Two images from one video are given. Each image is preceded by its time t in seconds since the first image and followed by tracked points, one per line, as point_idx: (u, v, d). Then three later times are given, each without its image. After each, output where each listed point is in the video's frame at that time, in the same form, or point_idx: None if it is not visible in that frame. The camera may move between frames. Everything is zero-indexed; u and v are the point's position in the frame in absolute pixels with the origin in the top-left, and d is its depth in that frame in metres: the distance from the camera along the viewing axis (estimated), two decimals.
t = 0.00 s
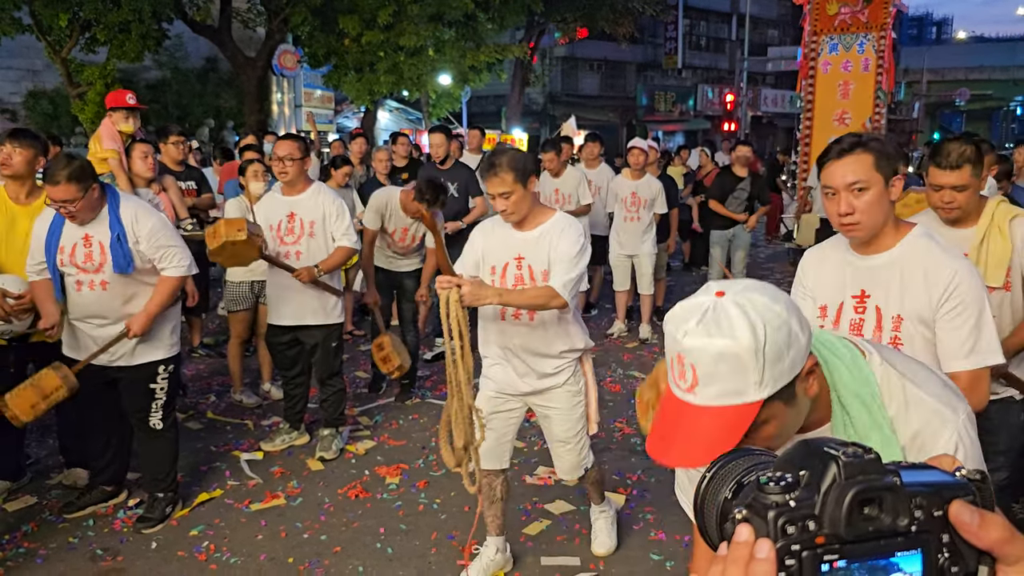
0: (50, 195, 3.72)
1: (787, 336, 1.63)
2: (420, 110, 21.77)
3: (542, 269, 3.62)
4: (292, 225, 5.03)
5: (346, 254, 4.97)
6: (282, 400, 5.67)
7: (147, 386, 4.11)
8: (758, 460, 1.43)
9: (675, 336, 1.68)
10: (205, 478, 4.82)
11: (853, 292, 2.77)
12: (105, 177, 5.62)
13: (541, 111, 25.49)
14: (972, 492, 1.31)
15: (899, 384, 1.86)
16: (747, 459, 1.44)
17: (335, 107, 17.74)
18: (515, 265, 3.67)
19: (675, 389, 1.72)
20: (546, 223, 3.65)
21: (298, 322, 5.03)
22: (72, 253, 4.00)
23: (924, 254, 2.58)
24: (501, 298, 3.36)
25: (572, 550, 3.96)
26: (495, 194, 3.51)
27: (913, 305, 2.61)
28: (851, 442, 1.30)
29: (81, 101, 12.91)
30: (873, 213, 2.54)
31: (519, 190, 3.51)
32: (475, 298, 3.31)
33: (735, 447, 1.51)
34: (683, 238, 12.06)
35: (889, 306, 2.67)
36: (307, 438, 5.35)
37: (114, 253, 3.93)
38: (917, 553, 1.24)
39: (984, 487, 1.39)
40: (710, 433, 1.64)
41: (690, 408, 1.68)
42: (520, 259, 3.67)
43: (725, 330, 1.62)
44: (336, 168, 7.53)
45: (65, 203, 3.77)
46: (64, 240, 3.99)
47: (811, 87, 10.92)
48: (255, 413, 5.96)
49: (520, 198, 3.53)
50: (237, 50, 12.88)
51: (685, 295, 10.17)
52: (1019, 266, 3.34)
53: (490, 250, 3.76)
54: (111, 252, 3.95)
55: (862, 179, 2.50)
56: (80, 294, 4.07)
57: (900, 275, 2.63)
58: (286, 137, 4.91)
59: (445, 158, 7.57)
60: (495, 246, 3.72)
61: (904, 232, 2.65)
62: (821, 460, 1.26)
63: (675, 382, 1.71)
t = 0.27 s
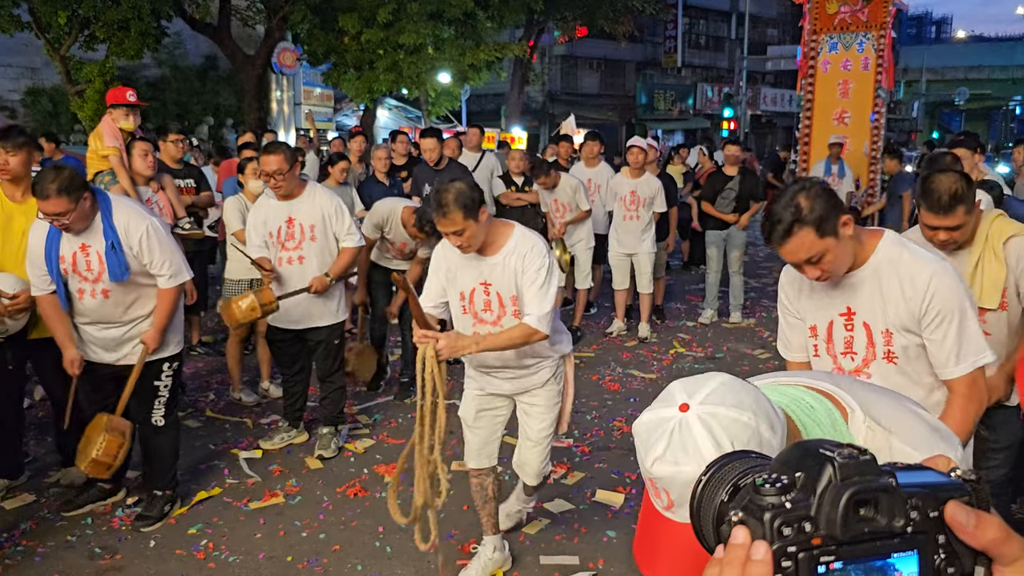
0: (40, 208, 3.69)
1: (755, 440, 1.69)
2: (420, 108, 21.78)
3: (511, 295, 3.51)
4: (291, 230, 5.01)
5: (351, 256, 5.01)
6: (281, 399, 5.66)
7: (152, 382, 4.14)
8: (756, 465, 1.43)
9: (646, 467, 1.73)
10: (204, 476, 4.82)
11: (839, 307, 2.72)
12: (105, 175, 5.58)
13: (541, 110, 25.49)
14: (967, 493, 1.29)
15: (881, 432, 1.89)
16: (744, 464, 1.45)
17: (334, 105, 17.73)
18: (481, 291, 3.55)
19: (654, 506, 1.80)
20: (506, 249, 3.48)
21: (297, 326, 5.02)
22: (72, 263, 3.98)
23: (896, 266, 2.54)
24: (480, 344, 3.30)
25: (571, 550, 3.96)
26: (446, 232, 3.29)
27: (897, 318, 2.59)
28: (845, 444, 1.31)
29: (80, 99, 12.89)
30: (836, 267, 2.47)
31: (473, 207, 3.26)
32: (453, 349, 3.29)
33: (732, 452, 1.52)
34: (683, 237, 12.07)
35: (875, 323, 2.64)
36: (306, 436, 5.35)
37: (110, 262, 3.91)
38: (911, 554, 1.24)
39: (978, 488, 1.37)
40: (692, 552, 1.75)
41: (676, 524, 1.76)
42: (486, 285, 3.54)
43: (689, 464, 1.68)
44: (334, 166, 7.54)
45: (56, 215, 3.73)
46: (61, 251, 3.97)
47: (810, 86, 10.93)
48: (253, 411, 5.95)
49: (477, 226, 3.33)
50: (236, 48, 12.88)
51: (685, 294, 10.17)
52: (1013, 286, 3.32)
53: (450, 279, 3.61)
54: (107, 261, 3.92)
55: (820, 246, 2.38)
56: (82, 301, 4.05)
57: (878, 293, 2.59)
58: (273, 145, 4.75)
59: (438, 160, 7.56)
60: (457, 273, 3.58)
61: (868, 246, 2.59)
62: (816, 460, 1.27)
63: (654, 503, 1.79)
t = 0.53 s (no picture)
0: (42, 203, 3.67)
1: (755, 440, 1.68)
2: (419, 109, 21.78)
3: (499, 325, 3.48)
4: (292, 238, 4.97)
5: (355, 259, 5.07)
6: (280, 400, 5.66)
7: (152, 383, 4.14)
8: (753, 470, 1.42)
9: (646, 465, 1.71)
10: (202, 478, 4.81)
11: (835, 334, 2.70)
12: (106, 175, 5.57)
13: (540, 111, 25.51)
14: (966, 498, 1.29)
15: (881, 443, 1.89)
16: (742, 469, 1.44)
17: (333, 107, 17.72)
18: (467, 324, 3.53)
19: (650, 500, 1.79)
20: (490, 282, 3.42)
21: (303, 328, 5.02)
22: (73, 264, 3.98)
23: (890, 290, 2.53)
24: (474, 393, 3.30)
25: (570, 552, 3.95)
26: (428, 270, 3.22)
27: (898, 339, 2.59)
28: (844, 448, 1.30)
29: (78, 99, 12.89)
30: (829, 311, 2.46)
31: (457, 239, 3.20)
32: (447, 400, 3.24)
33: (731, 457, 1.51)
34: (682, 238, 12.07)
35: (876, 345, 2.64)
36: (304, 437, 5.34)
37: (111, 262, 3.90)
38: (910, 558, 1.24)
39: (977, 492, 1.37)
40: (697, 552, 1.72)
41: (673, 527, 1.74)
42: (472, 319, 3.52)
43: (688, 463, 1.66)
44: (333, 167, 7.54)
45: (57, 211, 3.71)
46: (62, 250, 3.96)
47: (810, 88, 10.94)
48: (252, 412, 5.95)
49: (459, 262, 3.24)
50: (236, 49, 12.88)
51: (684, 295, 10.17)
52: (1009, 300, 3.33)
53: (441, 305, 3.59)
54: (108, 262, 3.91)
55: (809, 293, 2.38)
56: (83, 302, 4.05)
57: (875, 318, 2.59)
58: (265, 158, 4.71)
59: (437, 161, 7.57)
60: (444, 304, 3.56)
61: (859, 272, 2.57)
62: (814, 465, 1.26)
63: (649, 496, 1.78)
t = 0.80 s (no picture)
0: (57, 171, 3.81)
1: (770, 363, 1.65)
2: (420, 113, 21.81)
3: (501, 310, 3.49)
4: (292, 242, 4.98)
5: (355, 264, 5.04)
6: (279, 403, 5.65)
7: (147, 387, 4.13)
8: (755, 470, 1.42)
9: (657, 362, 1.70)
10: (201, 481, 4.80)
11: (851, 318, 2.73)
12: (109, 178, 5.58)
13: (540, 115, 25.54)
14: (969, 498, 1.29)
15: (882, 409, 1.83)
16: (745, 467, 1.44)
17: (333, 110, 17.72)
18: (470, 312, 3.55)
19: (654, 409, 1.76)
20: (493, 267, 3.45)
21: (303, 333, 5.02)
22: (73, 252, 4.02)
23: (912, 279, 2.54)
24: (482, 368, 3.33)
25: (570, 556, 3.94)
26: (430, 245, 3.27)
27: (912, 329, 2.60)
28: (847, 449, 1.30)
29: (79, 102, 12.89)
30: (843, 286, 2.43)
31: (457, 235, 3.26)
32: (452, 373, 3.33)
33: (733, 455, 1.51)
34: (682, 243, 12.08)
35: (889, 334, 2.67)
36: (304, 441, 5.32)
37: (114, 250, 3.94)
38: (914, 559, 1.23)
39: (983, 493, 1.34)
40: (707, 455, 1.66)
41: (677, 440, 1.70)
42: (474, 306, 3.54)
43: (702, 360, 1.64)
44: (334, 171, 7.55)
45: (68, 183, 3.84)
46: (67, 237, 4.03)
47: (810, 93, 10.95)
48: (252, 415, 5.94)
49: (461, 247, 3.30)
50: (236, 53, 12.90)
51: (684, 300, 10.17)
52: (1008, 300, 3.33)
53: (446, 290, 3.62)
54: (110, 249, 3.96)
55: (828, 255, 2.36)
56: (78, 294, 4.07)
57: (893, 306, 2.61)
58: (268, 160, 4.73)
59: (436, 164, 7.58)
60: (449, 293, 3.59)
61: (882, 259, 2.60)
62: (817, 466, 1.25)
63: (655, 404, 1.75)
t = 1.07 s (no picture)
0: (71, 155, 3.90)
1: (795, 256, 1.59)
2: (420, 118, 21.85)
3: (525, 289, 3.64)
4: (292, 236, 5.01)
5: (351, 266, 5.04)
6: (278, 407, 5.65)
7: (140, 394, 4.09)
8: (762, 465, 1.41)
9: (686, 232, 1.66)
10: (199, 485, 4.80)
11: (862, 300, 2.79)
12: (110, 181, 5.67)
13: (540, 120, 25.59)
14: (977, 501, 1.27)
15: (891, 356, 1.74)
16: (750, 464, 1.43)
17: (333, 114, 17.75)
18: (493, 289, 3.68)
19: (675, 288, 1.69)
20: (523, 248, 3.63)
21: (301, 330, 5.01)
22: (71, 240, 4.05)
23: (934, 264, 2.60)
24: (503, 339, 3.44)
25: (569, 561, 3.94)
26: (471, 199, 3.52)
27: (922, 314, 2.61)
28: (856, 449, 1.28)
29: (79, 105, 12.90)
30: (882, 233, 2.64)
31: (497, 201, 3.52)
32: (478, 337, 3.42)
33: (740, 451, 1.50)
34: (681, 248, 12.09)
35: (896, 317, 2.69)
36: (303, 445, 5.33)
37: (114, 241, 3.98)
38: (920, 561, 1.22)
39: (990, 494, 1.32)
40: (717, 326, 1.56)
41: (690, 312, 1.61)
42: (497, 284, 3.67)
43: (731, 229, 1.59)
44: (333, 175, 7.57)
45: (80, 167, 3.92)
46: (67, 226, 4.06)
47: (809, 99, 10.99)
48: (251, 419, 5.94)
49: (498, 211, 3.52)
50: (237, 56, 12.92)
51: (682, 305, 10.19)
52: (1010, 283, 3.35)
53: (472, 261, 3.74)
54: (110, 239, 4.00)
55: (872, 194, 2.65)
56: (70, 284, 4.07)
57: (909, 287, 2.65)
58: (279, 148, 4.82)
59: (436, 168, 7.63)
60: (475, 267, 3.72)
61: (908, 247, 2.69)
62: (826, 468, 1.24)
63: (678, 281, 1.68)
